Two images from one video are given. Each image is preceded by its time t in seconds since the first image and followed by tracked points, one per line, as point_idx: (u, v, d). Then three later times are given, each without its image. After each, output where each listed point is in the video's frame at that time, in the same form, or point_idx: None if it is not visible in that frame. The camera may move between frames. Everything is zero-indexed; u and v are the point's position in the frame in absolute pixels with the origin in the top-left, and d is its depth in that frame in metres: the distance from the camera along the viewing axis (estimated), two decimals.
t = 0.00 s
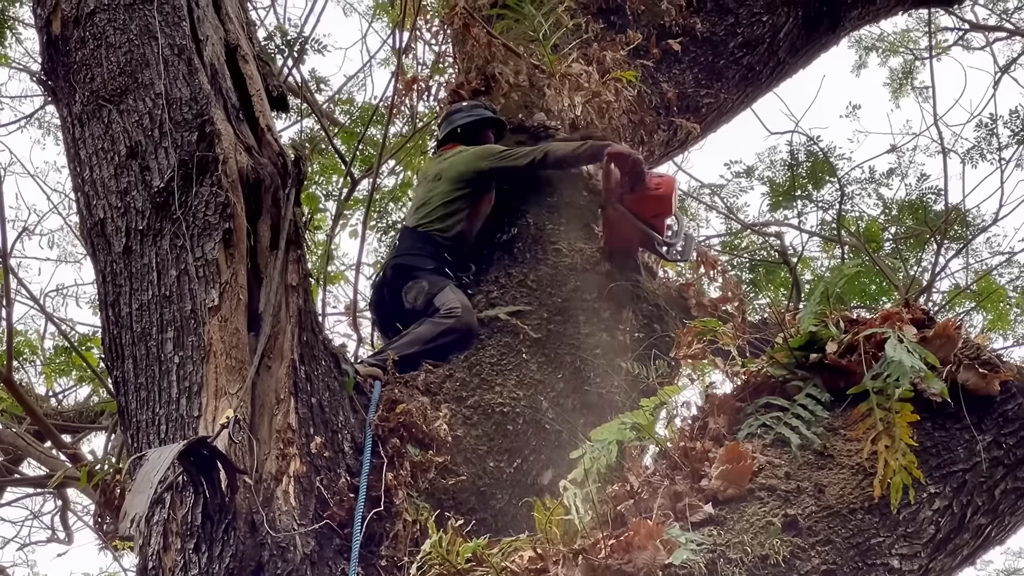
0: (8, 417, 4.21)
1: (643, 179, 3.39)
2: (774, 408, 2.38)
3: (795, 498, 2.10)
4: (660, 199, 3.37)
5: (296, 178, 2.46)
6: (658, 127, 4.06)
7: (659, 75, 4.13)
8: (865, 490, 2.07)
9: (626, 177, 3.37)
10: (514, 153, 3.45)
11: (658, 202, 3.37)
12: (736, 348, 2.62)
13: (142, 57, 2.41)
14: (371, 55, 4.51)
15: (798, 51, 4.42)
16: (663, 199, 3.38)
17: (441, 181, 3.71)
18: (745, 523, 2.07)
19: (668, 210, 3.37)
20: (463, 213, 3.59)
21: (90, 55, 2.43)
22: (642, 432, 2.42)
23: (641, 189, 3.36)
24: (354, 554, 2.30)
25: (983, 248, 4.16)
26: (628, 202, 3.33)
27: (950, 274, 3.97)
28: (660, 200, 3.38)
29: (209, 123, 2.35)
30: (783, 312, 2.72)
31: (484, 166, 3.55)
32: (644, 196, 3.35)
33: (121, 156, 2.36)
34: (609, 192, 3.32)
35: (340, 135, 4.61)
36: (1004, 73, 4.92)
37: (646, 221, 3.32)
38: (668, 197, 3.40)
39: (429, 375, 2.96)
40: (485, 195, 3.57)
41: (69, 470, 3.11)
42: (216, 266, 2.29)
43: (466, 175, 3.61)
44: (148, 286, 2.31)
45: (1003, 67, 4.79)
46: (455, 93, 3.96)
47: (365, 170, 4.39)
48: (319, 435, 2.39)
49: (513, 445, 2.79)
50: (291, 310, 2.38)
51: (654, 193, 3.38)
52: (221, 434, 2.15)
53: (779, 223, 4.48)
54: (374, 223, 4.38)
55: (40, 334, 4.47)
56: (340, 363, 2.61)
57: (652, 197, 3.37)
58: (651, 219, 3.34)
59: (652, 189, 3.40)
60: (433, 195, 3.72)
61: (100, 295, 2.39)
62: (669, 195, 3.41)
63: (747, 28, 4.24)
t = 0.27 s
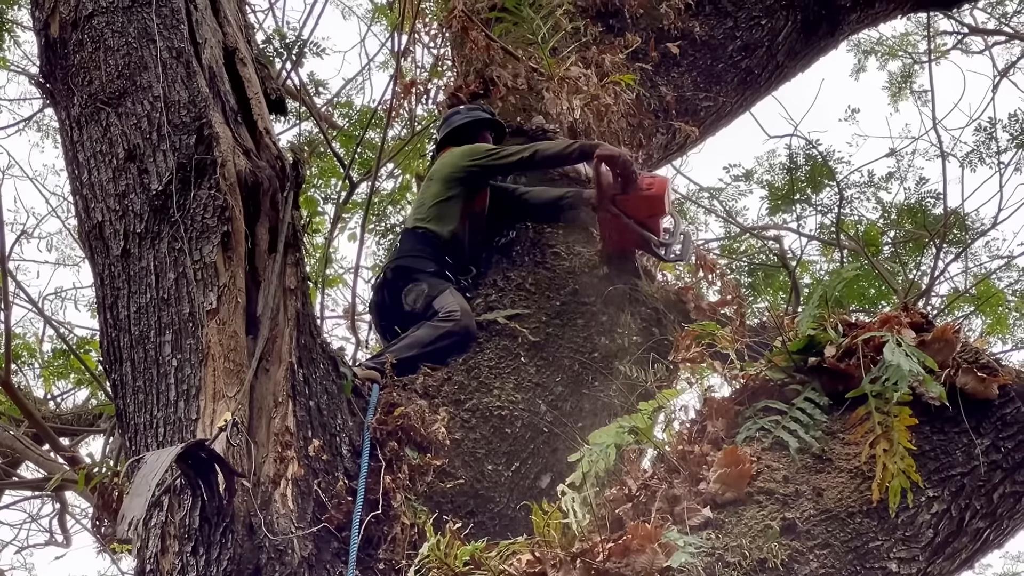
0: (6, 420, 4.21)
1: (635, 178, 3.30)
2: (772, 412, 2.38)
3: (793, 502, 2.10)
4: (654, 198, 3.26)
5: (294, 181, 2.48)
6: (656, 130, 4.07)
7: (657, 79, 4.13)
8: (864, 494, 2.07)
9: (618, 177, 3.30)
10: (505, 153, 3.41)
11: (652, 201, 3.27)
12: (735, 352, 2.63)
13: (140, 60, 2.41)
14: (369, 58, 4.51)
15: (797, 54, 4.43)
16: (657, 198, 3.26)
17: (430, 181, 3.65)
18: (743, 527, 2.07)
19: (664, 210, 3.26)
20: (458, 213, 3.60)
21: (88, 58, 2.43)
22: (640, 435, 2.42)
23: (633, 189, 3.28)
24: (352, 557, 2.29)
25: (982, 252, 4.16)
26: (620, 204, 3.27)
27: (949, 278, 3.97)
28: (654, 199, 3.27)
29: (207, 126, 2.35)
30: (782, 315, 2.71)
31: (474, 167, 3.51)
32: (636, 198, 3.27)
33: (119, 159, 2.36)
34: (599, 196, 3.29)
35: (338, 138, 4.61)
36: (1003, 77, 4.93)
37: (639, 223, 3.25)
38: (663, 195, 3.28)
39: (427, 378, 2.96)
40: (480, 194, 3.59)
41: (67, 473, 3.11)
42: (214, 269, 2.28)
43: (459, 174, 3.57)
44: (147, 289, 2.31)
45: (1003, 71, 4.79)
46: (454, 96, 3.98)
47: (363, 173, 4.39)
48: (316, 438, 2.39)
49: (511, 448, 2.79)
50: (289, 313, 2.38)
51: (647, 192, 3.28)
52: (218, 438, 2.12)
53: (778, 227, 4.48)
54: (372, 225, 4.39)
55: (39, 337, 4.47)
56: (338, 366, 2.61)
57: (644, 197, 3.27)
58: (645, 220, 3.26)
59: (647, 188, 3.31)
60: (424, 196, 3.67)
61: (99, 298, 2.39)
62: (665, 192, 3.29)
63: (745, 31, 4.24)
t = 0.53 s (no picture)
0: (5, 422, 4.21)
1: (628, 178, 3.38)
2: (772, 414, 2.38)
3: (792, 503, 2.10)
4: (649, 196, 3.33)
5: (293, 182, 2.48)
6: (656, 132, 4.07)
7: (656, 81, 4.14)
8: (863, 496, 2.07)
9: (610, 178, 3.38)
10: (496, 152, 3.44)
11: (645, 200, 3.34)
12: (733, 353, 2.63)
13: (140, 62, 2.41)
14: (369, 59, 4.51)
15: (796, 56, 4.44)
16: (650, 196, 3.33)
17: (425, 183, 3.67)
18: (742, 529, 2.07)
19: (658, 207, 3.33)
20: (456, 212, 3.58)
21: (88, 59, 2.43)
22: (639, 437, 2.41)
23: (626, 189, 3.35)
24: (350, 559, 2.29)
25: (981, 254, 4.16)
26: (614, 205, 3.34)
27: (948, 280, 3.97)
28: (647, 197, 3.34)
29: (206, 128, 2.35)
30: (780, 317, 2.72)
31: (467, 166, 3.53)
32: (630, 197, 3.34)
33: (119, 160, 2.36)
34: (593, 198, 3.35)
35: (338, 139, 4.61)
36: (1002, 79, 4.93)
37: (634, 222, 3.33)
38: (656, 192, 3.35)
39: (426, 380, 2.96)
40: (476, 193, 3.58)
41: (67, 474, 3.11)
42: (213, 270, 2.28)
43: (455, 174, 3.58)
44: (146, 290, 2.31)
45: (1002, 73, 4.80)
46: (454, 98, 3.98)
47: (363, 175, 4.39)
48: (315, 440, 2.39)
49: (510, 450, 2.79)
50: (288, 314, 2.38)
51: (640, 191, 3.36)
52: (217, 440, 2.11)
53: (777, 228, 4.49)
54: (371, 227, 4.40)
55: (38, 339, 4.47)
56: (337, 368, 2.61)
57: (637, 196, 3.35)
58: (640, 219, 3.34)
59: (639, 187, 3.38)
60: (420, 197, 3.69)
61: (98, 299, 2.39)
62: (658, 190, 3.35)
63: (745, 33, 4.24)
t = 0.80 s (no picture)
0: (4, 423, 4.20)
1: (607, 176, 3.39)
2: (771, 416, 2.38)
3: (792, 506, 2.10)
4: (629, 190, 3.34)
5: (293, 184, 2.48)
6: (655, 134, 4.07)
7: (656, 83, 4.14)
8: (862, 498, 2.08)
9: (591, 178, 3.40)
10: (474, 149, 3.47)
11: (627, 195, 3.33)
12: (733, 355, 2.63)
13: (140, 64, 2.42)
14: (369, 61, 4.52)
15: (796, 58, 4.44)
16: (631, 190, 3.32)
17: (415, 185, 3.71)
18: (742, 531, 2.07)
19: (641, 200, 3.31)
20: (446, 212, 3.58)
21: (88, 61, 2.43)
22: (639, 439, 2.41)
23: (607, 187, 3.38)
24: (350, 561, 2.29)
25: (981, 256, 4.16)
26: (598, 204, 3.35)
27: (948, 282, 3.97)
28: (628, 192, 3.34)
29: (206, 130, 2.35)
30: (780, 319, 2.71)
31: (452, 165, 3.54)
32: (611, 194, 3.35)
33: (119, 162, 2.37)
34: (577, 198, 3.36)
35: (338, 141, 4.61)
36: (1002, 81, 4.93)
37: (621, 218, 3.31)
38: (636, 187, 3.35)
39: (426, 382, 2.96)
40: (465, 192, 3.57)
41: (68, 476, 3.11)
42: (213, 272, 2.29)
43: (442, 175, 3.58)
44: (146, 292, 2.31)
45: (1002, 75, 4.80)
46: (454, 100, 3.98)
47: (363, 177, 4.39)
48: (315, 441, 2.39)
49: (510, 452, 2.79)
50: (288, 316, 2.38)
51: (621, 187, 3.36)
52: (218, 441, 2.12)
53: (777, 230, 4.49)
54: (372, 228, 4.41)
55: (38, 340, 4.47)
56: (337, 370, 2.61)
57: (619, 192, 3.35)
58: (626, 213, 3.32)
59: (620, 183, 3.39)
60: (414, 200, 3.73)
61: (98, 300, 2.39)
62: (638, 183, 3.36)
63: (745, 35, 4.24)
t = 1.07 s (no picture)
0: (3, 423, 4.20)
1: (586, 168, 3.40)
2: (770, 416, 2.38)
3: (790, 506, 2.10)
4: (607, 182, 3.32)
5: (291, 184, 2.47)
6: (654, 134, 4.06)
7: (655, 83, 4.13)
8: (861, 498, 2.07)
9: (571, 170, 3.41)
10: (453, 148, 3.49)
11: (604, 185, 3.33)
12: (732, 355, 2.63)
13: (139, 63, 2.42)
14: (368, 61, 4.51)
15: (795, 58, 4.44)
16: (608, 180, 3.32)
17: (407, 187, 3.75)
18: (740, 531, 2.07)
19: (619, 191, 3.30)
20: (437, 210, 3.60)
21: (87, 60, 2.43)
22: (637, 440, 2.40)
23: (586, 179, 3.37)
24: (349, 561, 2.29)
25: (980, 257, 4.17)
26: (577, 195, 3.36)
27: (947, 282, 3.97)
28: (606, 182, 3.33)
29: (205, 129, 2.35)
30: (779, 320, 2.71)
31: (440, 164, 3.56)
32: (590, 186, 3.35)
33: (117, 161, 2.36)
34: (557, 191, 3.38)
35: (336, 141, 4.61)
36: (1001, 81, 4.94)
37: (599, 210, 3.31)
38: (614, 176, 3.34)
39: (424, 382, 2.96)
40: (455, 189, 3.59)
41: (66, 475, 3.10)
42: (212, 272, 2.28)
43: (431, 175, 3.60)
44: (144, 291, 2.31)
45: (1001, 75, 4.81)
46: (452, 99, 3.98)
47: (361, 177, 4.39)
48: (314, 441, 2.39)
49: (508, 452, 2.79)
50: (287, 316, 2.38)
51: (600, 179, 3.36)
52: (216, 441, 2.12)
53: (776, 230, 4.49)
54: (371, 229, 4.41)
55: (36, 340, 4.46)
56: (336, 370, 2.61)
57: (597, 183, 3.35)
58: (604, 204, 3.30)
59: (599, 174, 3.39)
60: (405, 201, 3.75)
61: (96, 300, 2.39)
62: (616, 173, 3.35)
63: (744, 35, 4.24)
